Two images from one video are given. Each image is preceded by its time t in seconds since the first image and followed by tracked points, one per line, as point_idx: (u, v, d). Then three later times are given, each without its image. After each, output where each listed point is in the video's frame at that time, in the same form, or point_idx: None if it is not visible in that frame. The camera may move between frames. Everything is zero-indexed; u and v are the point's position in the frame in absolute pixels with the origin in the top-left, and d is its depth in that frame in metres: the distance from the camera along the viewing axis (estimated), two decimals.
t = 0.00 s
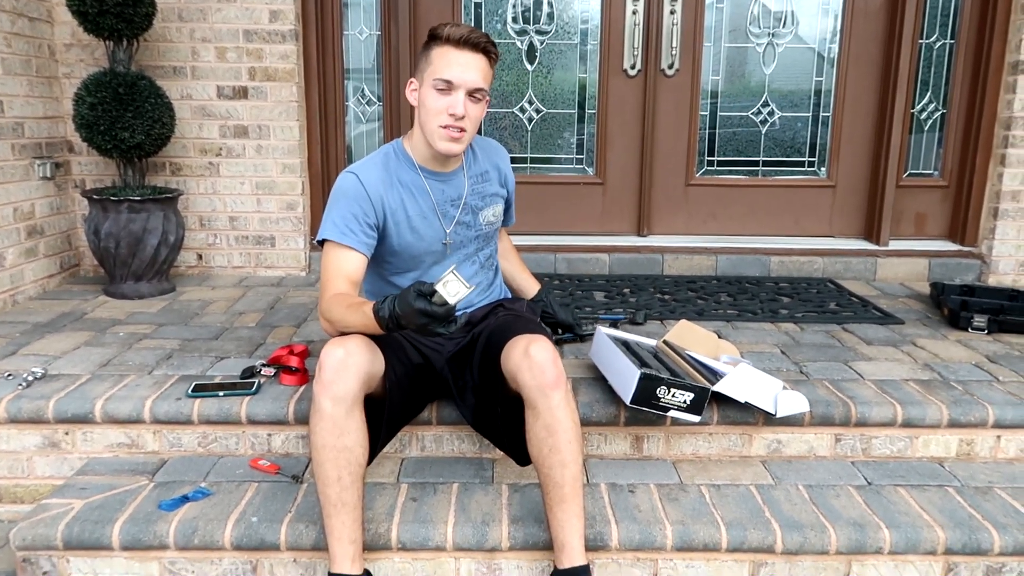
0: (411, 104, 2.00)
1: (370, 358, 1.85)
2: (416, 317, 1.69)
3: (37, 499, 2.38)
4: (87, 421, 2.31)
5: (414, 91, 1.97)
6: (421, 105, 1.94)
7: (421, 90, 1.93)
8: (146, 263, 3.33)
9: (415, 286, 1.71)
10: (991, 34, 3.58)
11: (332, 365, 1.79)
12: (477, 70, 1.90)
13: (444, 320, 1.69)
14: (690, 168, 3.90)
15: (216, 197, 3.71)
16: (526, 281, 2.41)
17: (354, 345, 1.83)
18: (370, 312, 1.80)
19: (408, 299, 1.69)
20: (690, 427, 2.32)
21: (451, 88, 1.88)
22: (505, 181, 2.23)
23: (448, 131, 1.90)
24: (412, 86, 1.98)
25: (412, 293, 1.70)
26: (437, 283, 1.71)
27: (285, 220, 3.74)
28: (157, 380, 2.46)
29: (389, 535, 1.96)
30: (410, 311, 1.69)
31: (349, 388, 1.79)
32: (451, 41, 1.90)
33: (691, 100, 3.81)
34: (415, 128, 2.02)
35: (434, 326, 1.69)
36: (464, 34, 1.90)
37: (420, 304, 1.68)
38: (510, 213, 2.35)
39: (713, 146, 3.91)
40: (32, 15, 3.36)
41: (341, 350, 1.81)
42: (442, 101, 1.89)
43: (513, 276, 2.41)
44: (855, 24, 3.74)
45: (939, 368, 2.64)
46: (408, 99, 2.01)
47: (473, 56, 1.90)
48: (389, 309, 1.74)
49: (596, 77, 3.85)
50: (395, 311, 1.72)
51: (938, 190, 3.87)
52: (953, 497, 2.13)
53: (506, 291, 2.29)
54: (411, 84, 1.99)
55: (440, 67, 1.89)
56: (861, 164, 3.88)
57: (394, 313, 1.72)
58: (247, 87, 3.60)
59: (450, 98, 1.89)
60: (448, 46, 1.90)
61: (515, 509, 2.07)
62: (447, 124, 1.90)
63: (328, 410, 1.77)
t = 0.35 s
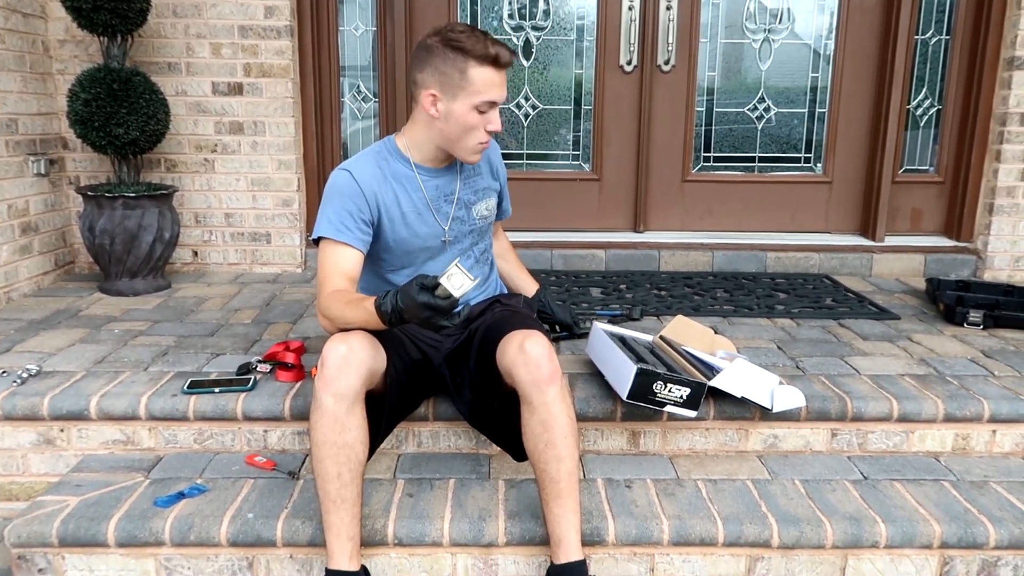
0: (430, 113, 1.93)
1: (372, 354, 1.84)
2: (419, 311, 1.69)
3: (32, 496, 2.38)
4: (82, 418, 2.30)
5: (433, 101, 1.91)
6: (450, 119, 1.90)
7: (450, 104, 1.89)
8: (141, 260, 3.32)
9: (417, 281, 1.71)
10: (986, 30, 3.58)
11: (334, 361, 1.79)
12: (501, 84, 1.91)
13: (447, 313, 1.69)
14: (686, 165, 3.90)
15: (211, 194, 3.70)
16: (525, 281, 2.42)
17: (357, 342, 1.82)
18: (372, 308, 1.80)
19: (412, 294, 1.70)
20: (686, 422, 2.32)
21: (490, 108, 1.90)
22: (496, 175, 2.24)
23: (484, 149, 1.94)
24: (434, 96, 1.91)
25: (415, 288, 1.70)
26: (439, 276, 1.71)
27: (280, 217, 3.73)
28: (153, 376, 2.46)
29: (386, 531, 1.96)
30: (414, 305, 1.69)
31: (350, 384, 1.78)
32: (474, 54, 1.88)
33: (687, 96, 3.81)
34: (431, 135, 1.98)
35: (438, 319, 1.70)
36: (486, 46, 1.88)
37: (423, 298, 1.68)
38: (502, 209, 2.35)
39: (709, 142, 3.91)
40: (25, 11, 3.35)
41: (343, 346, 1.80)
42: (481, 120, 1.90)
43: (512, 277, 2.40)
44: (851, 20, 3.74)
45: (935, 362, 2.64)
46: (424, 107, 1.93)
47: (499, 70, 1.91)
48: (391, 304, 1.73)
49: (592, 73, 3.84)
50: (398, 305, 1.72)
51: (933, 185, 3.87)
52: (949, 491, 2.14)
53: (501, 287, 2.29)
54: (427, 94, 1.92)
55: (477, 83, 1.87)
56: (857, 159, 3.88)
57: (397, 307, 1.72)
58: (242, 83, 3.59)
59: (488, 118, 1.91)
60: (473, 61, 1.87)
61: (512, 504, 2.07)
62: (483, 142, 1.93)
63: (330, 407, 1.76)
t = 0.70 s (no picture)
0: (420, 108, 1.93)
1: (367, 350, 1.84)
2: (419, 303, 1.68)
3: (28, 493, 2.37)
4: (78, 415, 2.30)
5: (424, 98, 1.91)
6: (439, 112, 1.90)
7: (439, 98, 1.88)
8: (137, 256, 3.31)
9: (417, 274, 1.71)
10: (983, 25, 3.58)
11: (328, 357, 1.78)
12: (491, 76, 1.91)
13: (447, 306, 1.69)
14: (683, 160, 3.89)
15: (207, 190, 3.69)
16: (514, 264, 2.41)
17: (352, 337, 1.82)
18: (369, 304, 1.80)
19: (412, 286, 1.69)
20: (683, 418, 2.32)
21: (479, 98, 1.89)
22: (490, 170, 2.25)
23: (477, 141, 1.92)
24: (422, 92, 1.91)
25: (415, 281, 1.69)
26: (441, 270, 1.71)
27: (276, 213, 3.72)
28: (149, 373, 2.45)
29: (382, 527, 1.96)
30: (413, 297, 1.68)
31: (345, 380, 1.78)
32: (462, 47, 1.87)
33: (683, 91, 3.81)
34: (422, 129, 1.97)
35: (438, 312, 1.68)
36: (469, 36, 1.88)
37: (423, 290, 1.68)
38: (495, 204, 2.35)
39: (706, 137, 3.91)
40: (19, 6, 3.34)
41: (338, 342, 1.80)
42: (470, 111, 1.89)
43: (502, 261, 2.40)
44: (848, 16, 3.74)
45: (931, 357, 2.65)
46: (413, 103, 1.94)
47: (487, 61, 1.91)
48: (389, 297, 1.73)
49: (589, 68, 3.84)
50: (396, 298, 1.72)
51: (930, 180, 3.87)
52: (944, 486, 2.14)
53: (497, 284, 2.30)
54: (417, 89, 1.91)
55: (464, 74, 1.86)
56: (853, 154, 3.88)
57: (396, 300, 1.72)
58: (238, 79, 3.58)
59: (477, 108, 1.90)
60: (459, 51, 1.87)
61: (508, 500, 2.07)
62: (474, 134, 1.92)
63: (324, 403, 1.76)
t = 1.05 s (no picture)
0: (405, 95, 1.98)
1: (377, 347, 1.83)
2: (432, 313, 1.68)
3: (36, 490, 2.38)
4: (85, 412, 2.30)
5: (407, 82, 1.95)
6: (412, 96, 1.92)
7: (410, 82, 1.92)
8: (143, 253, 3.31)
9: (432, 283, 1.70)
10: (992, 19, 3.55)
11: (339, 354, 1.78)
12: (466, 61, 1.87)
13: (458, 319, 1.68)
14: (689, 156, 3.88)
15: (213, 187, 3.69)
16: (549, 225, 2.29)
17: (362, 334, 1.82)
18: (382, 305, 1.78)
19: (425, 296, 1.68)
20: (690, 414, 2.31)
21: (442, 81, 1.86)
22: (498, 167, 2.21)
23: (438, 125, 1.88)
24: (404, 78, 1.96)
25: (428, 291, 1.68)
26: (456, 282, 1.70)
27: (282, 210, 3.72)
28: (155, 370, 2.45)
29: (389, 524, 1.95)
30: (426, 306, 1.68)
31: (355, 377, 1.77)
32: (441, 32, 1.87)
33: (690, 86, 3.79)
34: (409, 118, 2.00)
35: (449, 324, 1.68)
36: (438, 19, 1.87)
37: (437, 301, 1.67)
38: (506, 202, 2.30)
39: (712, 133, 3.89)
40: (25, 4, 3.34)
41: (348, 339, 1.79)
42: (433, 94, 1.87)
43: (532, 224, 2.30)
44: (855, 10, 3.71)
45: (940, 353, 2.63)
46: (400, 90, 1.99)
47: (465, 48, 1.88)
48: (402, 303, 1.73)
49: (594, 64, 3.82)
50: (409, 304, 1.71)
51: (938, 176, 3.85)
52: (954, 483, 2.13)
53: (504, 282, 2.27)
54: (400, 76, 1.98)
55: (432, 58, 1.86)
56: (861, 149, 3.86)
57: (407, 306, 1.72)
58: (243, 76, 3.58)
59: (440, 91, 1.87)
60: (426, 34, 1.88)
61: (515, 496, 2.06)
62: (436, 118, 1.88)
63: (334, 400, 1.76)
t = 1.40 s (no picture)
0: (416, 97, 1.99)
1: (397, 348, 1.84)
2: (447, 339, 1.70)
3: (52, 488, 2.40)
4: (100, 411, 2.32)
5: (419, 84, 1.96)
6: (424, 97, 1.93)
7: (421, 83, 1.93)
8: (157, 254, 3.34)
9: (453, 311, 1.72)
10: (1006, 19, 3.52)
11: (359, 354, 1.78)
12: (478, 62, 1.88)
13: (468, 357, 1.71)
14: (701, 157, 3.87)
15: (226, 188, 3.71)
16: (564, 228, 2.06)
17: (383, 335, 1.82)
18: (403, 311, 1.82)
19: (442, 324, 1.70)
20: (701, 416, 2.30)
21: (454, 81, 1.87)
22: (512, 165, 2.12)
23: (448, 126, 1.89)
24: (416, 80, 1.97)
25: (447, 320, 1.70)
26: (476, 319, 1.72)
27: (294, 211, 3.74)
28: (169, 370, 2.48)
29: (401, 524, 1.96)
30: (443, 333, 1.70)
31: (373, 378, 1.78)
32: (454, 34, 1.89)
33: (700, 87, 3.79)
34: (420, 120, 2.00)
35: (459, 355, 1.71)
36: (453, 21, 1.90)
37: (454, 332, 1.69)
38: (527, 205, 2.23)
39: (724, 135, 3.88)
40: (41, 7, 3.37)
41: (369, 340, 1.80)
42: (444, 94, 1.88)
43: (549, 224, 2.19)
44: (868, 10, 3.70)
45: (953, 356, 2.62)
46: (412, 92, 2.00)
47: (478, 50, 1.89)
48: (423, 317, 1.75)
49: (605, 65, 3.82)
50: (429, 321, 1.73)
51: (951, 177, 3.83)
52: (967, 486, 2.11)
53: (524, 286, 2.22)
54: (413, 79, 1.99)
55: (444, 59, 1.88)
56: (873, 150, 3.84)
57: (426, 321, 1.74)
58: (256, 78, 3.60)
59: (452, 92, 1.87)
60: (441, 36, 1.90)
61: (526, 497, 2.07)
62: (447, 118, 1.88)
63: (353, 400, 1.76)
